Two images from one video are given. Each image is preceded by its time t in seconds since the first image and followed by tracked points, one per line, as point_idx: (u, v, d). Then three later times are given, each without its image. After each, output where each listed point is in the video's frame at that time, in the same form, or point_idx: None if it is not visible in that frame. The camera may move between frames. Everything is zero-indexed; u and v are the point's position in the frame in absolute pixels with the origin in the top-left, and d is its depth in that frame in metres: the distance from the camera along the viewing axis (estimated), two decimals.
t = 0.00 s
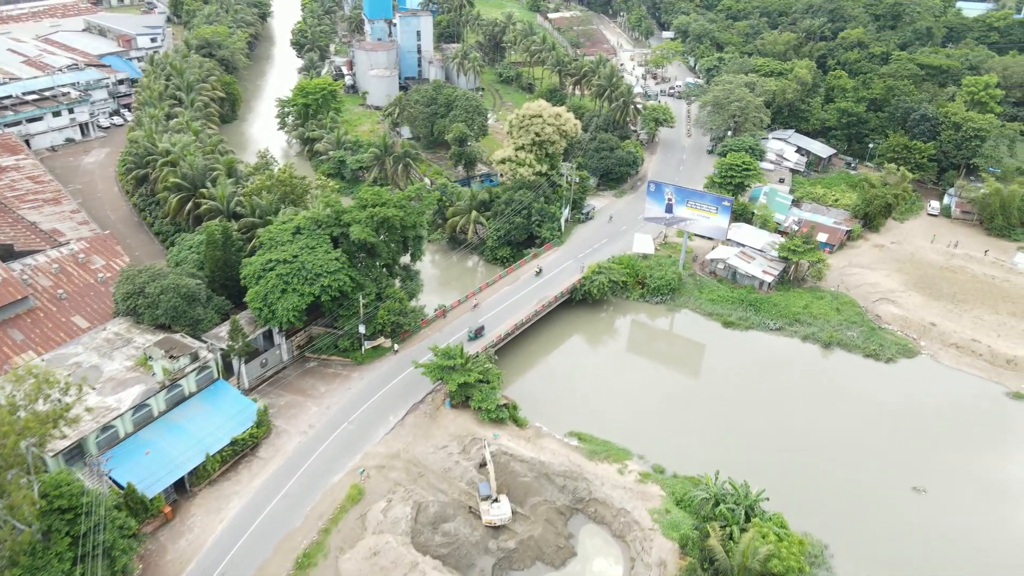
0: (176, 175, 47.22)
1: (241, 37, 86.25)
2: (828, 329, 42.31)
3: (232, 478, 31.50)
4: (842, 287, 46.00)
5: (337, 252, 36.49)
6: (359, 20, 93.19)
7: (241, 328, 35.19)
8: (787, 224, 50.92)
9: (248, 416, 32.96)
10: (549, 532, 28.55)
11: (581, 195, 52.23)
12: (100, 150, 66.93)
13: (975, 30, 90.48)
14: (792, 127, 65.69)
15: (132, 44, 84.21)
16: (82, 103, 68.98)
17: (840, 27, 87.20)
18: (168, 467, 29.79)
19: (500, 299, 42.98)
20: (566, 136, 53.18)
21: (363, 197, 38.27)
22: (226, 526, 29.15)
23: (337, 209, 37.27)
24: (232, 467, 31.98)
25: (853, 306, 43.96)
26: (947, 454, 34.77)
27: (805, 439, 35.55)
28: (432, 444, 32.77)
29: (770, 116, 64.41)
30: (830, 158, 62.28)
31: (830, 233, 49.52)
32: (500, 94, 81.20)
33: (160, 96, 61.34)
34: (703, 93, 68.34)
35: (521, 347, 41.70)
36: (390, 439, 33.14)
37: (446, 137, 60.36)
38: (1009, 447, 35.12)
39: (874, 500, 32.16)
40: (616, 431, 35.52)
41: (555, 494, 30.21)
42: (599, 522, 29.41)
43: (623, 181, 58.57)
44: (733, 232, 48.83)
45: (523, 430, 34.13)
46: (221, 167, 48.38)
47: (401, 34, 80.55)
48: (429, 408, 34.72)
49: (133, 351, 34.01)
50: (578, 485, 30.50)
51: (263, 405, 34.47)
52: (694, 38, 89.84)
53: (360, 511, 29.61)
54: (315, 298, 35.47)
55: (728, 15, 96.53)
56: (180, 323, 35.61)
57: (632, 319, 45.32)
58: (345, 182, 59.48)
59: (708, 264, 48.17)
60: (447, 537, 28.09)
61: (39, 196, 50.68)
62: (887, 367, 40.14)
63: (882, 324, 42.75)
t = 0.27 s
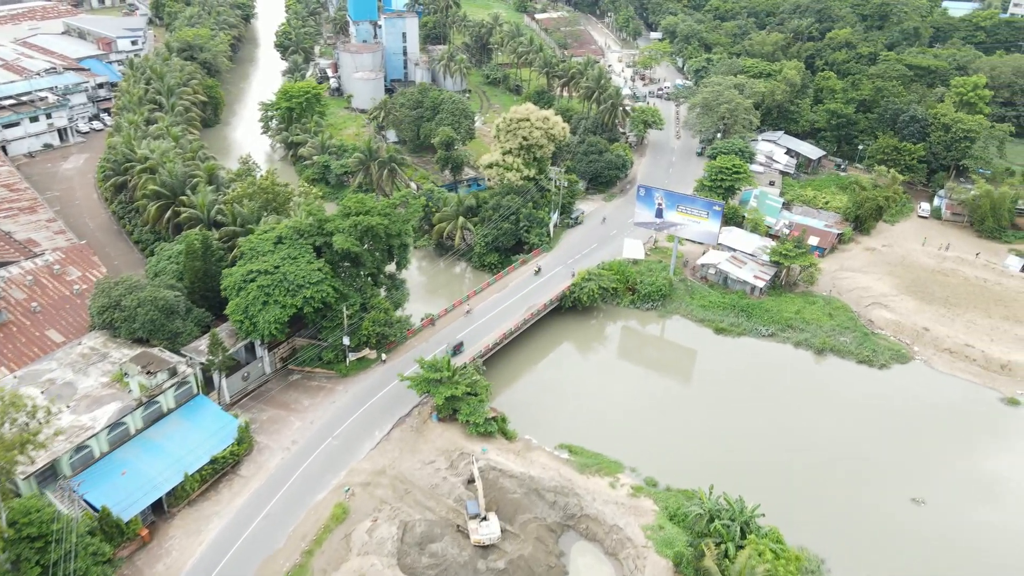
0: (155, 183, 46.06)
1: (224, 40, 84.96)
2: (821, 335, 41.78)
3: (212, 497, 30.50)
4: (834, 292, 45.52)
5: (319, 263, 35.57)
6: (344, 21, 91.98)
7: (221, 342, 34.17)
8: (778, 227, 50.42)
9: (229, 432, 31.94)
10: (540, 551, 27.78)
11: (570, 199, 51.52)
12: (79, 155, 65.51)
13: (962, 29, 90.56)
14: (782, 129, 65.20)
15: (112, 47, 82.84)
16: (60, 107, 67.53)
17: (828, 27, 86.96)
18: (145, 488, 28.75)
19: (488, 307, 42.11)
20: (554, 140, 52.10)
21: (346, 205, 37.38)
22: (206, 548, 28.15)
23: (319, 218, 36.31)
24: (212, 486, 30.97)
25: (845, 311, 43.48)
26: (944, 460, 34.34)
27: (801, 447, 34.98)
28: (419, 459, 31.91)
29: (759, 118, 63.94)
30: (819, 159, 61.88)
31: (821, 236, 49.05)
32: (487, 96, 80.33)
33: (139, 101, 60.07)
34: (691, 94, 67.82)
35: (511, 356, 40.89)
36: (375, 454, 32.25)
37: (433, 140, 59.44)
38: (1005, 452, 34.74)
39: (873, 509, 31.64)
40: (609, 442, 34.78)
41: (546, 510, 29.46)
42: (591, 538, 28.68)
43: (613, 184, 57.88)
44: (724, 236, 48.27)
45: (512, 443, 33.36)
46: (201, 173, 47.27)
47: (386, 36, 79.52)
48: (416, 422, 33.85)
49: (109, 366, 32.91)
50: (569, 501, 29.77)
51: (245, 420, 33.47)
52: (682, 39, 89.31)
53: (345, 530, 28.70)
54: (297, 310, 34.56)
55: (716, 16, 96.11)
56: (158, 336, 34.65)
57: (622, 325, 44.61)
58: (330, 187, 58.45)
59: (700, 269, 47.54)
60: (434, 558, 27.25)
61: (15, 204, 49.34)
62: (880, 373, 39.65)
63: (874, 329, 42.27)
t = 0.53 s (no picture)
0: (135, 190, 44.97)
1: (207, 42, 83.75)
2: (814, 340, 41.25)
3: (193, 516, 29.57)
4: (826, 296, 45.05)
5: (303, 272, 34.64)
6: (329, 23, 90.85)
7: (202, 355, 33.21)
8: (769, 230, 49.92)
9: (210, 448, 31.01)
10: (531, 569, 27.08)
11: (559, 203, 50.85)
12: (58, 160, 64.19)
13: (949, 29, 90.69)
14: (772, 130, 64.73)
15: (93, 50, 81.56)
16: (39, 112, 66.10)
17: (816, 27, 86.76)
18: (123, 509, 27.79)
19: (477, 315, 41.37)
20: (542, 143, 51.42)
21: (331, 213, 36.45)
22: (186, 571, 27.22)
23: (303, 226, 35.37)
24: (193, 504, 30.04)
25: (838, 315, 43.01)
26: (941, 464, 34.02)
27: (798, 453, 34.54)
28: (406, 475, 31.09)
29: (749, 119, 63.49)
30: (810, 161, 61.48)
31: (812, 239, 48.60)
32: (475, 98, 79.52)
33: (120, 105, 58.90)
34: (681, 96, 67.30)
35: (500, 365, 40.11)
36: (361, 470, 31.40)
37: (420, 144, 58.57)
38: (1001, 454, 34.50)
39: (872, 516, 31.21)
40: (602, 452, 34.14)
41: (537, 526, 28.76)
42: (583, 555, 27.99)
43: (602, 188, 57.24)
44: (715, 240, 47.72)
45: (502, 455, 32.65)
46: (182, 180, 46.21)
47: (372, 37, 78.55)
48: (403, 435, 33.03)
49: (85, 381, 31.88)
50: (560, 516, 29.08)
51: (227, 436, 32.53)
52: (670, 40, 88.77)
53: (330, 550, 27.85)
54: (280, 321, 33.64)
55: (704, 16, 95.71)
56: (137, 350, 33.66)
57: (613, 332, 43.96)
58: (316, 192, 57.51)
59: (691, 273, 46.97)
60: None
61: None
62: (874, 378, 39.18)
63: (868, 334, 41.82)
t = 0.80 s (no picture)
0: (112, 198, 43.81)
1: (188, 44, 82.37)
2: (806, 347, 40.71)
3: (171, 539, 28.59)
4: (818, 301, 44.59)
5: (284, 284, 33.67)
6: (313, 24, 89.65)
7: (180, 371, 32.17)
8: (760, 234, 49.40)
9: (188, 468, 29.99)
10: None
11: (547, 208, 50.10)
12: (36, 167, 62.76)
13: (935, 29, 90.82)
14: (761, 132, 64.26)
15: (72, 53, 80.01)
16: (15, 117, 64.58)
17: (804, 28, 86.50)
18: (97, 533, 26.74)
19: (465, 324, 40.53)
20: (530, 147, 50.23)
21: (313, 222, 35.48)
22: None
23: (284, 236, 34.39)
24: (171, 526, 29.05)
25: (830, 321, 42.53)
26: (936, 468, 33.73)
27: (793, 460, 34.04)
28: (392, 492, 30.23)
29: (738, 121, 63.02)
30: (799, 163, 61.09)
31: (803, 243, 48.14)
32: (461, 100, 78.65)
33: (97, 111, 57.60)
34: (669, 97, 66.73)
35: (488, 374, 39.30)
36: (346, 487, 30.50)
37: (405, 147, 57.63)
38: (995, 457, 34.33)
39: (870, 524, 30.77)
40: (595, 463, 33.43)
41: (527, 545, 28.07)
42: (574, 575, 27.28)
43: (591, 191, 56.59)
44: (705, 244, 47.13)
45: (490, 470, 31.86)
46: (161, 188, 45.07)
47: (357, 39, 77.46)
48: (389, 451, 32.17)
49: (58, 399, 30.77)
50: (550, 534, 28.38)
51: (206, 454, 31.54)
52: (658, 41, 88.15)
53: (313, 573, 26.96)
54: (260, 335, 32.65)
55: (692, 16, 95.27)
56: (113, 366, 32.58)
57: (603, 339, 43.27)
58: (299, 198, 56.49)
59: (682, 279, 46.38)
60: None
61: None
62: (868, 384, 38.69)
63: (860, 340, 41.37)
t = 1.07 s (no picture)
0: (88, 207, 42.61)
1: (169, 47, 81.01)
2: (799, 353, 40.13)
3: (147, 563, 27.56)
4: (809, 306, 44.07)
5: (265, 296, 32.66)
6: (296, 26, 88.39)
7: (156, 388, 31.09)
8: (750, 238, 48.84)
9: (166, 490, 28.91)
10: None
11: (535, 213, 49.31)
12: (11, 173, 61.31)
13: (921, 28, 90.84)
14: (749, 134, 63.81)
15: (50, 56, 78.33)
16: None
17: (791, 28, 86.21)
18: (70, 560, 25.61)
19: (452, 333, 39.67)
20: (516, 152, 49.44)
21: (294, 231, 34.50)
22: None
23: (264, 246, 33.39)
24: (147, 550, 27.98)
25: (822, 326, 42.02)
26: (931, 472, 33.45)
27: (788, 468, 33.52)
28: (377, 511, 29.34)
29: (727, 123, 62.51)
30: (788, 164, 60.65)
31: (794, 247, 47.69)
32: (447, 103, 77.75)
33: (74, 116, 56.27)
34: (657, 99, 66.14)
35: (477, 385, 38.42)
36: (329, 506, 29.59)
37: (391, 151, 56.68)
38: (988, 459, 34.16)
39: (869, 531, 30.32)
40: (587, 475, 32.70)
41: (517, 564, 27.53)
42: None
43: (579, 195, 55.90)
44: (695, 249, 46.52)
45: (479, 485, 31.03)
46: (139, 196, 43.92)
47: (341, 41, 76.37)
48: (374, 467, 31.29)
49: (29, 419, 29.63)
50: (541, 553, 27.83)
51: (185, 473, 30.51)
52: (645, 42, 87.57)
53: None
54: (240, 349, 31.63)
55: (679, 17, 94.82)
56: (87, 383, 31.47)
57: (593, 346, 42.56)
58: (282, 205, 55.45)
59: (672, 284, 45.76)
60: None
61: None
62: (861, 391, 38.19)
63: (853, 346, 40.87)
